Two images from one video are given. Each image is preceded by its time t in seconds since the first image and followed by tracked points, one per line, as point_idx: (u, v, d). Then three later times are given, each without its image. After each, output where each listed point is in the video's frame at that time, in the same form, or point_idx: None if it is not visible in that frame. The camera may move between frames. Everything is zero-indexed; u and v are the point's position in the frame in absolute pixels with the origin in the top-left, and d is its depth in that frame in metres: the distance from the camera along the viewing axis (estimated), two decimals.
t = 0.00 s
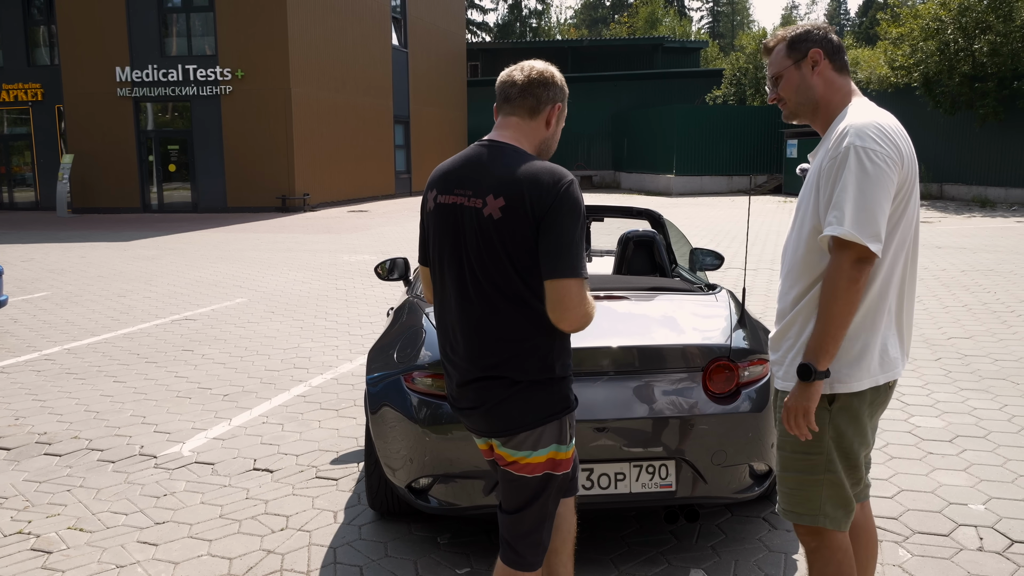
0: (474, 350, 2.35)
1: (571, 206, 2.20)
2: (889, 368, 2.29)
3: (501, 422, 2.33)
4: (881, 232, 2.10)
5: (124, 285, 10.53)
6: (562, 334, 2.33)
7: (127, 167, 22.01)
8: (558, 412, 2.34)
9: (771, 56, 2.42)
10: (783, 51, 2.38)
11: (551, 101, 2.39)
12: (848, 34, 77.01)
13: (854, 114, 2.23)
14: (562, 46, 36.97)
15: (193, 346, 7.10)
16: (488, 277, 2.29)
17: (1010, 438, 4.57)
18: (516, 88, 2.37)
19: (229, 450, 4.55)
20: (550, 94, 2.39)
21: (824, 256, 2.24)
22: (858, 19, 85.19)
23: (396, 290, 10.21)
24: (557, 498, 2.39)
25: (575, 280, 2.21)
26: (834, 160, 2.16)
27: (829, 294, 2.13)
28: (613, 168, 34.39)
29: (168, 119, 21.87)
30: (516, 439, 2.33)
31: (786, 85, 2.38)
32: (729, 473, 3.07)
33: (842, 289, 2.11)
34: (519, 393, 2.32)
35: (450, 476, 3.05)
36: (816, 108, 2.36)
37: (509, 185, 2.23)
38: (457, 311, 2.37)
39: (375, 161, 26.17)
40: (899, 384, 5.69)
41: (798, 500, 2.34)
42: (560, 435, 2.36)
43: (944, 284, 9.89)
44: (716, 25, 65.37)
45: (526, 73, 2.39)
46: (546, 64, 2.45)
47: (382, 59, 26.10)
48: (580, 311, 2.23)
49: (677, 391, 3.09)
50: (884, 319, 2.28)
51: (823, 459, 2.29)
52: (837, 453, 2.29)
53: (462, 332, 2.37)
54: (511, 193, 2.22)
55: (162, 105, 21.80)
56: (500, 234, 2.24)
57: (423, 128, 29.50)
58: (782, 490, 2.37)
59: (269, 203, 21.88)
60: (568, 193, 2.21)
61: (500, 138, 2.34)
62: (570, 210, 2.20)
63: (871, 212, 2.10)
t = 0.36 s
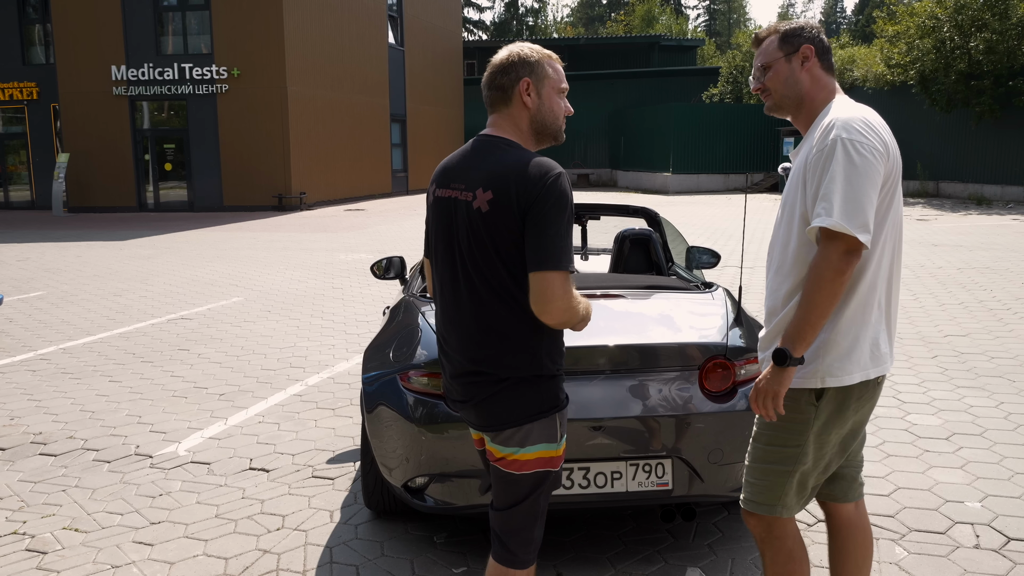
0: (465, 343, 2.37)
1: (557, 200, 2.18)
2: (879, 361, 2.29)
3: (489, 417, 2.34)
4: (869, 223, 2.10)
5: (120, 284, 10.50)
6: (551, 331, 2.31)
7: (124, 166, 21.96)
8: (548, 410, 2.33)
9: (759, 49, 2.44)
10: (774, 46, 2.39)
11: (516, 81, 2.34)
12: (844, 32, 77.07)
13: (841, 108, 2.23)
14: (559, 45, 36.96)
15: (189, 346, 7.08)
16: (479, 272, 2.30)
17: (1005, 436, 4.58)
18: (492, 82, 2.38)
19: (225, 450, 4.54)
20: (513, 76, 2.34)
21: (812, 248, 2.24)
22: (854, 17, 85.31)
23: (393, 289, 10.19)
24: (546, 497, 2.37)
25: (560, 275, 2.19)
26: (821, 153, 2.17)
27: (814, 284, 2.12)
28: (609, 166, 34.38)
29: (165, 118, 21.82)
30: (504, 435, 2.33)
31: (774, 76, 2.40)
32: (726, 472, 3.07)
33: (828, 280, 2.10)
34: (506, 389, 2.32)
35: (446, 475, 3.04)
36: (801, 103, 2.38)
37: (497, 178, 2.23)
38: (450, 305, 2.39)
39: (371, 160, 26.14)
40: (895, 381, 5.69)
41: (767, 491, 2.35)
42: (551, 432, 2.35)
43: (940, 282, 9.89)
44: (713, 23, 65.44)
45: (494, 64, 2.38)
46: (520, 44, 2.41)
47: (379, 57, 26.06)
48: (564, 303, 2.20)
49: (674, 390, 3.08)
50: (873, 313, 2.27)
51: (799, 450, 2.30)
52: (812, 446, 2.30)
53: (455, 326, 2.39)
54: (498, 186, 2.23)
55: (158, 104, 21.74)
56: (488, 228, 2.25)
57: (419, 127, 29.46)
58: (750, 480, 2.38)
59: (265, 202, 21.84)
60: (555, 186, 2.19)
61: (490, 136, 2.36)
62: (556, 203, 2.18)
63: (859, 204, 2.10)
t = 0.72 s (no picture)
0: (460, 342, 2.36)
1: (542, 196, 2.19)
2: (838, 370, 2.30)
3: (484, 417, 2.33)
4: (824, 239, 2.13)
5: (116, 289, 10.47)
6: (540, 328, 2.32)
7: (120, 170, 21.94)
8: (541, 408, 2.33)
9: (726, 50, 2.45)
10: (740, 46, 2.40)
11: (491, 85, 2.36)
12: (840, 36, 77.32)
13: (800, 119, 2.25)
14: (555, 48, 37.02)
15: (185, 350, 7.07)
16: (470, 273, 2.30)
17: (1002, 438, 4.58)
18: (468, 88, 2.40)
19: (222, 454, 4.53)
20: (490, 77, 2.36)
21: (767, 259, 2.27)
22: (849, 20, 85.62)
23: (390, 292, 10.19)
24: (534, 500, 2.38)
25: (545, 271, 2.20)
26: (777, 168, 2.19)
27: (770, 299, 2.15)
28: (606, 169, 34.43)
29: (162, 122, 21.81)
30: (500, 435, 2.33)
31: (740, 78, 2.41)
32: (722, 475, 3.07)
33: (783, 295, 2.13)
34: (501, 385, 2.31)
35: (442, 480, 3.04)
36: (767, 106, 2.39)
37: (480, 179, 2.24)
38: (444, 308, 2.38)
39: (368, 163, 26.15)
40: (892, 384, 5.69)
41: (756, 498, 2.35)
42: (545, 430, 2.36)
43: (935, 284, 9.91)
44: (709, 27, 65.63)
45: (471, 70, 2.41)
46: (498, 50, 2.44)
47: (376, 61, 26.08)
48: (551, 294, 2.21)
49: (670, 393, 3.08)
50: (833, 325, 2.29)
51: (779, 456, 2.31)
52: (793, 452, 2.31)
53: (449, 327, 2.39)
54: (481, 187, 2.23)
55: (155, 107, 21.74)
56: (474, 228, 2.25)
57: (416, 130, 29.47)
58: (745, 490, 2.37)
59: (262, 206, 21.84)
60: (538, 184, 2.19)
61: (469, 140, 2.38)
62: (540, 199, 2.19)
63: (814, 220, 2.13)
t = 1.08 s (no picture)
0: (455, 346, 2.36)
1: (530, 195, 2.21)
2: (814, 375, 2.42)
3: (480, 421, 2.34)
4: (807, 249, 2.18)
5: (116, 297, 10.47)
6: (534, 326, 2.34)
7: (120, 177, 21.97)
8: (536, 410, 2.35)
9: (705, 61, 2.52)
10: (720, 56, 2.48)
11: (484, 97, 2.38)
12: (839, 44, 77.58)
13: (785, 131, 2.31)
14: (555, 57, 37.12)
15: (184, 358, 7.07)
16: (462, 277, 2.31)
17: (1002, 447, 4.58)
18: (461, 96, 2.41)
19: (220, 463, 4.53)
20: (481, 92, 2.39)
21: (751, 264, 2.32)
22: (848, 29, 86.01)
23: (389, 300, 10.20)
24: (532, 502, 2.39)
25: (538, 268, 2.21)
26: (767, 177, 2.23)
27: (752, 305, 2.17)
28: (605, 177, 34.50)
29: (161, 129, 21.86)
30: (496, 440, 2.33)
31: (717, 90, 2.49)
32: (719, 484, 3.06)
33: (764, 302, 2.16)
34: (499, 386, 2.32)
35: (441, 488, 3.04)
36: (745, 118, 2.47)
37: (469, 181, 2.26)
38: (438, 314, 2.39)
39: (368, 171, 26.20)
40: (891, 393, 5.70)
41: (742, 500, 2.40)
42: (540, 435, 2.37)
43: (935, 292, 9.92)
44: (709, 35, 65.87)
45: (467, 80, 2.42)
46: (493, 67, 2.47)
47: (375, 70, 26.16)
48: (545, 285, 2.21)
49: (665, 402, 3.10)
50: (806, 336, 2.36)
51: (764, 459, 2.38)
52: (776, 453, 2.39)
53: (444, 332, 2.39)
54: (470, 189, 2.25)
55: (155, 115, 21.78)
56: (467, 230, 2.26)
57: (415, 139, 29.52)
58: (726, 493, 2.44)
59: (262, 213, 21.86)
60: (528, 182, 2.21)
61: (456, 147, 2.39)
62: (530, 197, 2.21)
63: (800, 230, 2.17)
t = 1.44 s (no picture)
0: (446, 346, 2.36)
1: (516, 192, 2.21)
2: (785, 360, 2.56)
3: (472, 420, 2.34)
4: (799, 243, 2.31)
5: (110, 298, 10.44)
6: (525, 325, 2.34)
7: (114, 179, 21.90)
8: (526, 411, 2.35)
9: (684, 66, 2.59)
10: (700, 62, 2.54)
11: (479, 103, 2.40)
12: (834, 47, 77.74)
13: (771, 132, 2.42)
14: (550, 59, 37.15)
15: (179, 360, 7.05)
16: (453, 277, 2.31)
17: (996, 448, 4.60)
18: (451, 102, 2.41)
19: (216, 464, 4.52)
20: (477, 98, 2.40)
21: (744, 257, 2.43)
22: (843, 31, 86.21)
23: (384, 302, 10.19)
24: (526, 504, 2.39)
25: (528, 266, 2.21)
26: (759, 176, 2.34)
27: (757, 298, 2.30)
28: (601, 179, 34.53)
29: (156, 131, 21.81)
30: (487, 440, 2.33)
31: (700, 93, 2.55)
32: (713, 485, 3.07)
33: (768, 293, 2.29)
34: (489, 385, 2.32)
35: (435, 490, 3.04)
36: (725, 120, 2.55)
37: (459, 181, 2.26)
38: (430, 315, 2.39)
39: (363, 172, 26.18)
40: (885, 395, 5.71)
41: (704, 486, 2.51)
42: (531, 436, 2.37)
43: (929, 294, 9.95)
44: (704, 36, 65.98)
45: (458, 87, 2.43)
46: (485, 74, 2.48)
47: (371, 71, 26.15)
48: (532, 281, 2.21)
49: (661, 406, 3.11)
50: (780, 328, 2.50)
51: (732, 447, 2.47)
52: (743, 443, 2.48)
53: (436, 332, 2.40)
54: (460, 188, 2.25)
55: (149, 117, 21.73)
56: (457, 229, 2.27)
57: (411, 140, 29.50)
58: (689, 478, 2.54)
59: (257, 215, 21.82)
60: (515, 180, 2.22)
61: (446, 151, 2.39)
62: (516, 194, 2.21)
63: (793, 226, 2.30)
